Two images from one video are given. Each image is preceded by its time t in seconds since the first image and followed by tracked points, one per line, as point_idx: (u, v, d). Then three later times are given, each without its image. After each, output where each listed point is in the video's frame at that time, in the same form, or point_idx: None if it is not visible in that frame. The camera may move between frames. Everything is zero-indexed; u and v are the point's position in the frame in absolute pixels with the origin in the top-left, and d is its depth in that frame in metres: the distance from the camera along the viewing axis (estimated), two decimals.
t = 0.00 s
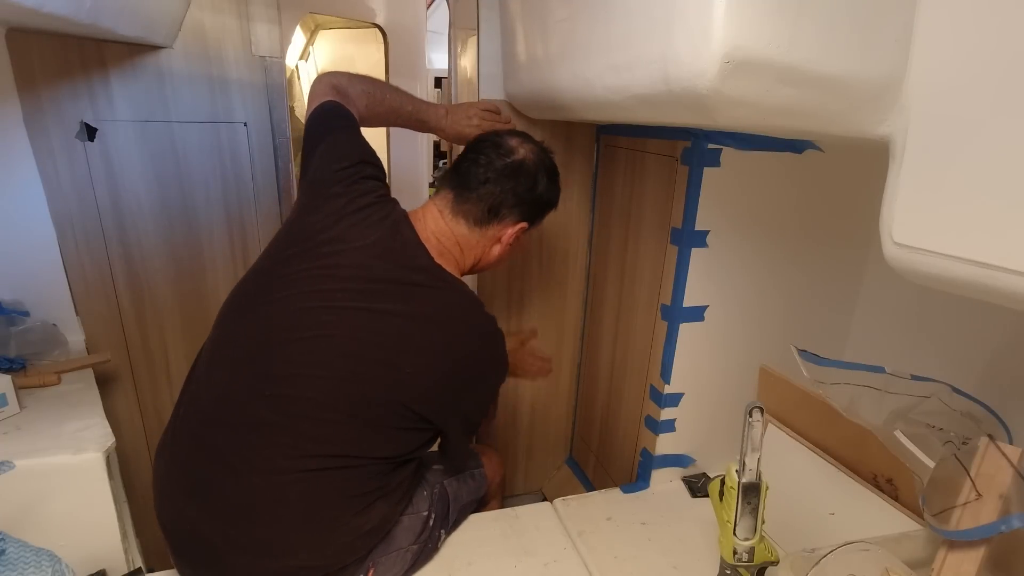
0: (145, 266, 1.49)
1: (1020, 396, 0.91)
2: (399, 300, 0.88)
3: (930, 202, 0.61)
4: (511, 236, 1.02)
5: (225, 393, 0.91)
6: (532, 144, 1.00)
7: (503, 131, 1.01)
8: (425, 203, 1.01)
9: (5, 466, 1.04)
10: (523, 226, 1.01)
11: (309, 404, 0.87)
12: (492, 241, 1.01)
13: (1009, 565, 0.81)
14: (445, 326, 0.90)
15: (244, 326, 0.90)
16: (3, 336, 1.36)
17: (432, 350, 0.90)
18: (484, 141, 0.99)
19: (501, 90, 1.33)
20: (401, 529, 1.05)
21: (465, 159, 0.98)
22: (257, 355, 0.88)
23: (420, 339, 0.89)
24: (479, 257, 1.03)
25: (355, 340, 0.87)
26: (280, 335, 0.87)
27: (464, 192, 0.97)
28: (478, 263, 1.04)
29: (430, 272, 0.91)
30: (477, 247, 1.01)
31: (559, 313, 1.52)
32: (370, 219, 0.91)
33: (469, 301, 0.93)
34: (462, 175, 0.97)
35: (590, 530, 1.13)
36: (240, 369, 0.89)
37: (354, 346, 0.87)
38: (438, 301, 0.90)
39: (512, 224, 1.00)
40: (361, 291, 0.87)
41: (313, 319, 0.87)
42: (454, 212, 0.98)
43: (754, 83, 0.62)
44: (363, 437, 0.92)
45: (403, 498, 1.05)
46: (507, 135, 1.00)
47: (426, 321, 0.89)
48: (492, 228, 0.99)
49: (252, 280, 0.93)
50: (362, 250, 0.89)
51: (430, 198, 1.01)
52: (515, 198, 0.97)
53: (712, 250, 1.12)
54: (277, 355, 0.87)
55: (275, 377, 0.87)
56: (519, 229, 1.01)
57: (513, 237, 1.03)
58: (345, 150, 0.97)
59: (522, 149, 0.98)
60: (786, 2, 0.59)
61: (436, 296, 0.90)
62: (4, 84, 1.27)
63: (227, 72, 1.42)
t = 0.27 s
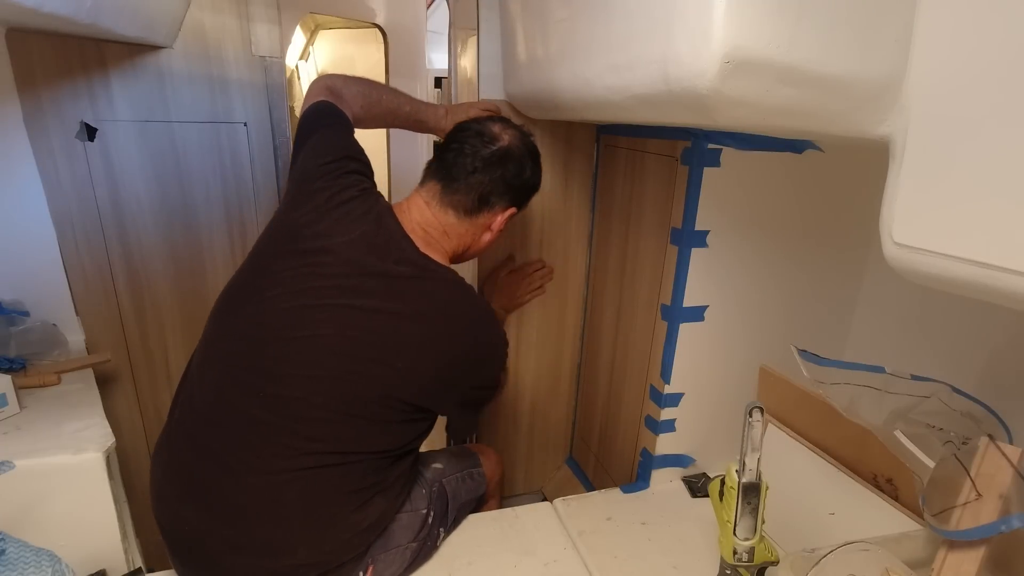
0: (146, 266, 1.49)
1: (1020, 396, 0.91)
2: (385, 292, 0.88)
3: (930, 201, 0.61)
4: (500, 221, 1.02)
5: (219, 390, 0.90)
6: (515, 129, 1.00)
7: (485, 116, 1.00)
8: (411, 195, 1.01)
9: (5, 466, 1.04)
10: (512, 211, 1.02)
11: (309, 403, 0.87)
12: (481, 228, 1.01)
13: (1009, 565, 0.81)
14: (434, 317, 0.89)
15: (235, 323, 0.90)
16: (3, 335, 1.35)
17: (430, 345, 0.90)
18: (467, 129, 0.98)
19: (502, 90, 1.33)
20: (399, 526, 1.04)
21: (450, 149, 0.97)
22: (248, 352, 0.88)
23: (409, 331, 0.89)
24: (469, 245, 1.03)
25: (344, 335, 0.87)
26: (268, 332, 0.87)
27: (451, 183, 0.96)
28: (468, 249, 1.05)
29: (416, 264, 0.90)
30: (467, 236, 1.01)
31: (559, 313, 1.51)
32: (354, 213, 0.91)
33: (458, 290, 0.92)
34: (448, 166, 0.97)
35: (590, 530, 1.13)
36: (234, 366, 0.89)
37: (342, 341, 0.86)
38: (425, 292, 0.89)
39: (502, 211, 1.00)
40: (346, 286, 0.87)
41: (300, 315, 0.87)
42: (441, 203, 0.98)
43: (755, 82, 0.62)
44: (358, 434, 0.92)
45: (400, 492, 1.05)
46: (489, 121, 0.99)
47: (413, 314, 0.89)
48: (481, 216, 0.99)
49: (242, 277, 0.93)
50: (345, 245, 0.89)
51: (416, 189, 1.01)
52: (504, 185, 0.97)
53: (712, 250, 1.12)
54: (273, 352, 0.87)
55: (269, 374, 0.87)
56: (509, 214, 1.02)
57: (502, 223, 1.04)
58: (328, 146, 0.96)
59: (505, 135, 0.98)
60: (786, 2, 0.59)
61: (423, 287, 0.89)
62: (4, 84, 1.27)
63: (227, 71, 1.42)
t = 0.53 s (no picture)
0: (146, 265, 1.49)
1: (1020, 396, 0.91)
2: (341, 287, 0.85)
3: (930, 201, 0.61)
4: (468, 192, 0.96)
5: (205, 393, 0.90)
6: (467, 91, 0.94)
7: (431, 85, 0.95)
8: (367, 183, 0.96)
9: (5, 466, 1.04)
10: (479, 179, 0.96)
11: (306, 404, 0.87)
12: (449, 203, 0.96)
13: (1009, 565, 0.81)
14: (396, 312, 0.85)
15: (215, 325, 0.90)
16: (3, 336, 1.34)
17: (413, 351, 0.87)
18: (413, 101, 0.93)
19: (502, 90, 1.33)
20: (398, 529, 1.05)
21: (399, 126, 0.92)
22: (225, 352, 0.89)
23: (369, 329, 0.85)
24: (439, 224, 0.98)
25: (312, 336, 0.85)
26: (239, 332, 0.88)
27: (406, 161, 0.91)
28: (440, 230, 1.00)
29: (372, 254, 0.87)
30: (434, 215, 0.96)
31: (559, 313, 1.52)
32: (310, 208, 0.91)
33: (425, 283, 0.87)
34: (400, 144, 0.92)
35: (590, 530, 1.13)
36: (219, 368, 0.89)
37: (306, 341, 0.85)
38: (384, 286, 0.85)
39: (467, 182, 0.95)
40: (305, 284, 0.86)
41: (265, 315, 0.87)
42: (400, 185, 0.92)
43: (755, 82, 0.62)
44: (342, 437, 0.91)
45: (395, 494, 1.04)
46: (435, 89, 0.94)
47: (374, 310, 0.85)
48: (445, 191, 0.94)
49: (216, 276, 0.93)
50: (301, 242, 0.88)
51: (372, 176, 0.96)
52: (463, 153, 0.92)
53: (712, 250, 1.12)
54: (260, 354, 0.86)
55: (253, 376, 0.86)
56: (477, 183, 0.96)
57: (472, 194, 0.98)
58: (293, 142, 1.01)
59: (455, 99, 0.92)
60: (786, 2, 0.59)
61: (383, 281, 0.86)
62: (4, 84, 1.27)
63: (227, 72, 1.43)
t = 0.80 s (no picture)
0: (146, 265, 1.50)
1: (1020, 396, 0.91)
2: (311, 286, 0.84)
3: (930, 202, 0.61)
4: (435, 170, 0.92)
5: (193, 395, 0.90)
6: (416, 62, 0.88)
7: (373, 61, 0.89)
8: (329, 177, 0.92)
9: (5, 466, 1.04)
10: (444, 153, 0.92)
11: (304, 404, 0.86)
12: (416, 185, 0.92)
13: (1009, 565, 0.81)
14: (369, 307, 0.83)
15: (193, 329, 0.90)
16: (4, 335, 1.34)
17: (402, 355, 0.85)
18: (356, 82, 0.88)
19: (502, 90, 1.33)
20: (398, 535, 1.04)
21: (348, 113, 0.88)
22: (205, 355, 0.88)
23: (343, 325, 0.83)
24: (410, 205, 0.95)
25: (288, 338, 0.84)
26: (217, 335, 0.87)
27: (362, 150, 0.87)
28: (413, 210, 0.96)
29: (341, 250, 0.85)
30: (403, 199, 0.93)
31: (559, 313, 1.52)
32: (279, 208, 0.90)
33: (400, 277, 0.85)
34: (352, 133, 0.87)
35: (590, 530, 1.13)
36: (205, 369, 0.88)
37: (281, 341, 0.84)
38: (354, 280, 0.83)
39: (431, 159, 0.90)
40: (276, 286, 0.85)
41: (238, 317, 0.86)
42: (361, 176, 0.89)
43: (755, 82, 0.62)
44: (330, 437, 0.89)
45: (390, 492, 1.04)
46: (378, 64, 0.88)
47: (346, 306, 0.83)
48: (409, 173, 0.90)
49: (191, 281, 0.92)
50: (270, 242, 0.87)
51: (333, 169, 0.93)
52: (422, 130, 0.87)
53: (712, 250, 1.12)
54: (244, 354, 0.85)
55: (235, 375, 0.86)
56: (442, 158, 0.92)
57: (440, 170, 0.94)
58: (265, 142, 1.07)
59: (399, 73, 0.86)
60: (786, 2, 0.58)
61: (354, 277, 0.83)
62: (4, 84, 1.27)
63: (227, 71, 1.44)
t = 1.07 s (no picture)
0: (146, 264, 1.50)
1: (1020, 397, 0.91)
2: (295, 281, 0.84)
3: (930, 202, 0.61)
4: (418, 158, 0.92)
5: (188, 393, 0.90)
6: (388, 50, 0.88)
7: (348, 51, 0.89)
8: (314, 174, 0.93)
9: (5, 466, 1.04)
10: (426, 141, 0.91)
11: (303, 403, 0.86)
12: (400, 175, 0.92)
13: (1009, 565, 0.81)
14: (355, 301, 0.82)
15: (185, 328, 0.90)
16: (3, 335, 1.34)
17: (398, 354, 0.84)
18: (331, 75, 0.88)
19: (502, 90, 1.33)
20: (396, 533, 1.04)
21: (325, 106, 0.88)
22: (197, 352, 0.89)
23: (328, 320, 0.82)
24: (397, 196, 0.94)
25: (276, 336, 0.84)
26: (208, 334, 0.87)
27: (340, 142, 0.87)
28: (400, 202, 0.96)
29: (325, 245, 0.84)
30: (388, 191, 0.92)
31: (559, 313, 1.52)
32: (265, 206, 0.90)
33: (387, 272, 0.84)
34: (331, 126, 0.88)
35: (590, 530, 1.13)
36: (199, 368, 0.88)
37: (269, 336, 0.84)
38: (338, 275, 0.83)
39: (412, 147, 0.90)
40: (263, 283, 0.85)
41: (227, 314, 0.86)
42: (343, 170, 0.89)
43: (755, 83, 0.62)
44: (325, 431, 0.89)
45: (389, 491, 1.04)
46: (352, 55, 0.88)
47: (330, 301, 0.82)
48: (392, 164, 0.90)
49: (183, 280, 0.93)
50: (256, 239, 0.87)
51: (316, 165, 0.93)
52: (398, 118, 0.87)
53: (712, 250, 1.12)
54: (236, 351, 0.85)
55: (228, 373, 0.86)
56: (424, 146, 0.91)
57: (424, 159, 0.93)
58: (254, 142, 1.09)
59: (373, 61, 0.86)
60: (786, 2, 0.58)
61: (337, 272, 0.83)
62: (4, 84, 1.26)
63: (226, 71, 1.46)
